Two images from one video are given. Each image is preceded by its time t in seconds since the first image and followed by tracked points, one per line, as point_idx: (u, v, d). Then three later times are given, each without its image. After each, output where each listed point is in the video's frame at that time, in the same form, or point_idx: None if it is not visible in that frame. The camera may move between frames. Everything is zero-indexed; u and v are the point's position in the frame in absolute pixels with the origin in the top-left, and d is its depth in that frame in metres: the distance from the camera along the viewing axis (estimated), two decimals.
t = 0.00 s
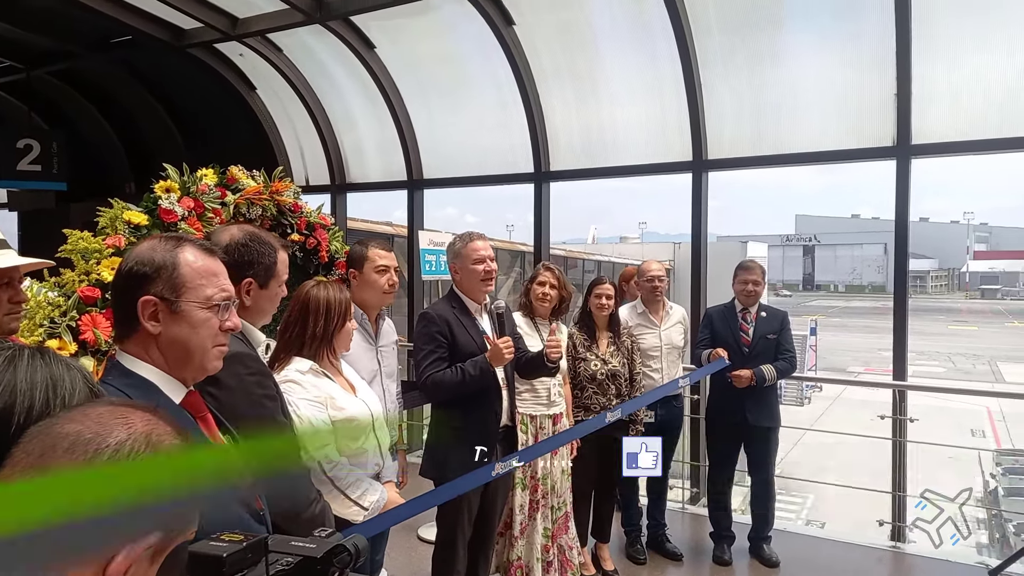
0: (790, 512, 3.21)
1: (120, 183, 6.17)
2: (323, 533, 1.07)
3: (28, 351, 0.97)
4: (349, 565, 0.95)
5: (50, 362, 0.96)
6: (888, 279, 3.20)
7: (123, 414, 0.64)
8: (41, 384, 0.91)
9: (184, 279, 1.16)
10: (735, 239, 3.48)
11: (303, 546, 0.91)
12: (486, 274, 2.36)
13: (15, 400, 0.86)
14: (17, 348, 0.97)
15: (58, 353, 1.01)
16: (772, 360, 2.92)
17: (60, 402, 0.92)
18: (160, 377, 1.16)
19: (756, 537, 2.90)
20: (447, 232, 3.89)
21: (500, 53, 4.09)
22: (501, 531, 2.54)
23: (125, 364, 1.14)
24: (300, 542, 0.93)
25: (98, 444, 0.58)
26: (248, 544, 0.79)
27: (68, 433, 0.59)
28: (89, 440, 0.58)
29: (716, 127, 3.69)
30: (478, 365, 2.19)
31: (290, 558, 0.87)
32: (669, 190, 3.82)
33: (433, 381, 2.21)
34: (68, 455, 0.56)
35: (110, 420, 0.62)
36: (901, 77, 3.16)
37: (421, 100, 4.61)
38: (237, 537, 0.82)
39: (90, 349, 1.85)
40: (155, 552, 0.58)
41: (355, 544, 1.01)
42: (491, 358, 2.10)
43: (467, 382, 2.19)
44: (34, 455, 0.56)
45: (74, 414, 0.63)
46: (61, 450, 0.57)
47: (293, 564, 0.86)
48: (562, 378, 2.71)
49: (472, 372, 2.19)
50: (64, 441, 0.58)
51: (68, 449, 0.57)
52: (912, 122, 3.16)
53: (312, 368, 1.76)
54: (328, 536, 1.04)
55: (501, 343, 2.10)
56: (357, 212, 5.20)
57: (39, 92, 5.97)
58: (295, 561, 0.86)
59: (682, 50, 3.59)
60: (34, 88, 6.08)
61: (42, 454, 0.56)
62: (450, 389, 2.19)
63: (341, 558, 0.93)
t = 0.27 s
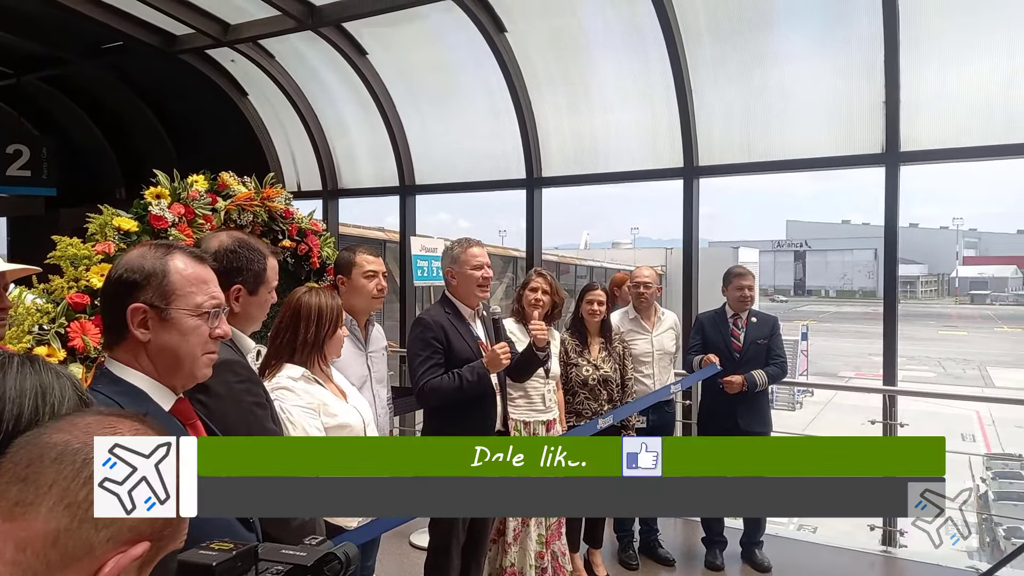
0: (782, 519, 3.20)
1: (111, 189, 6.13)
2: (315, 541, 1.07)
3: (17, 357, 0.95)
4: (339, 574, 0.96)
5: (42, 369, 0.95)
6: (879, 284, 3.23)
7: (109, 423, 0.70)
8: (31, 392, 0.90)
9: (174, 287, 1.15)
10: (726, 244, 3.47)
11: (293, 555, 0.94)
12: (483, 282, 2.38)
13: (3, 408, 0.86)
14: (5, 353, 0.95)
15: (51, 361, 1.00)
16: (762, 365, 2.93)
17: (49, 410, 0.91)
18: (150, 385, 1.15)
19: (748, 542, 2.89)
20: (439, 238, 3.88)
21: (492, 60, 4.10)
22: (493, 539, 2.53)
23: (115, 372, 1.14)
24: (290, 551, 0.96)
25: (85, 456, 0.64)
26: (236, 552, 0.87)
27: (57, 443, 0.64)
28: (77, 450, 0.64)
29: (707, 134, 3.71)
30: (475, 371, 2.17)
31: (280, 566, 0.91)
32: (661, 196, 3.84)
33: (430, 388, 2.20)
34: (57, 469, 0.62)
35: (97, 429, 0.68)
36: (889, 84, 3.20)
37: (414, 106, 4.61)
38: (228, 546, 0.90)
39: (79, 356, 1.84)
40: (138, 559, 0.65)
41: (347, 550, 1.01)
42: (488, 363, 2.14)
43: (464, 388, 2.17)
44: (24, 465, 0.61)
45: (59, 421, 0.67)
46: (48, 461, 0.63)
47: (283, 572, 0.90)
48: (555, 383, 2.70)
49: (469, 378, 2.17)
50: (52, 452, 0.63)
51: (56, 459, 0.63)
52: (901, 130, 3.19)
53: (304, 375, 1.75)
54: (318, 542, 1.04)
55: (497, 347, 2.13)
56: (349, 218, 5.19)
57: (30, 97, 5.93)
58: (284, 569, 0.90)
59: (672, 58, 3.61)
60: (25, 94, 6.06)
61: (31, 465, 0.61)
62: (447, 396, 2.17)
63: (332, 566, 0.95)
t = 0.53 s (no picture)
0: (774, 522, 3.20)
1: (100, 191, 6.07)
2: (305, 546, 1.06)
3: (5, 361, 0.94)
4: None
5: (31, 375, 0.94)
6: (869, 286, 3.25)
7: (95, 429, 0.71)
8: (18, 397, 0.90)
9: (167, 292, 1.14)
10: (719, 246, 3.50)
11: (284, 561, 0.93)
12: (480, 286, 2.38)
13: None
14: None
15: (40, 366, 0.99)
16: (754, 367, 2.94)
17: (37, 415, 0.90)
18: (138, 390, 1.14)
19: (740, 544, 2.89)
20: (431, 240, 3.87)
21: (484, 62, 4.10)
22: (485, 544, 2.52)
23: (104, 378, 1.12)
24: (280, 557, 0.95)
25: (71, 464, 0.65)
26: (225, 559, 0.87)
27: (42, 450, 0.64)
28: (63, 457, 0.65)
29: (699, 136, 3.73)
30: (473, 373, 2.18)
31: (270, 573, 0.90)
32: (652, 198, 3.85)
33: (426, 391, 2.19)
34: (42, 476, 0.62)
35: (82, 436, 0.68)
36: (879, 87, 3.21)
37: (406, 109, 4.60)
38: (218, 552, 0.89)
39: (68, 360, 1.82)
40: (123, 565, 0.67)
41: (336, 556, 1.01)
42: (486, 365, 2.14)
43: (462, 391, 2.17)
44: (8, 473, 0.62)
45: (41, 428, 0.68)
46: (33, 468, 0.63)
47: None
48: (547, 386, 2.69)
49: (467, 380, 2.18)
50: (36, 459, 0.63)
51: (40, 467, 0.63)
52: (891, 133, 3.21)
53: (294, 378, 1.73)
54: (308, 548, 1.04)
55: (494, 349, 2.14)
56: (341, 219, 5.17)
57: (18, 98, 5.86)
58: None
59: (664, 61, 3.62)
60: (13, 95, 5.99)
61: (14, 473, 0.62)
62: (444, 398, 2.17)
63: (322, 572, 0.95)
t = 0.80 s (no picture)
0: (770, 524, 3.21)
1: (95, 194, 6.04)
2: (300, 550, 1.06)
3: None
4: None
5: (17, 381, 0.95)
6: (863, 288, 3.24)
7: (88, 436, 0.71)
8: (4, 402, 0.90)
9: (168, 297, 1.14)
10: (713, 249, 3.52)
11: (279, 565, 0.92)
12: (476, 290, 2.38)
13: None
14: None
15: (27, 371, 1.00)
16: (748, 369, 2.95)
17: (24, 422, 0.91)
18: (136, 396, 1.14)
19: (735, 546, 2.90)
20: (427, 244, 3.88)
21: (480, 66, 4.11)
22: (480, 549, 2.51)
23: (100, 385, 1.11)
24: (275, 561, 0.94)
25: (64, 470, 0.65)
26: (221, 564, 0.87)
27: (34, 458, 0.64)
28: (55, 465, 0.65)
29: (694, 140, 3.74)
30: (470, 377, 2.18)
31: None
32: (647, 201, 3.86)
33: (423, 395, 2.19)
34: (35, 482, 0.63)
35: (74, 444, 0.69)
36: (871, 92, 3.24)
37: (402, 112, 4.61)
38: (213, 557, 0.89)
39: (62, 364, 1.82)
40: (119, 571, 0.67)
41: (332, 560, 1.01)
42: (482, 370, 2.15)
43: (459, 395, 2.17)
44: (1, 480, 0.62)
45: (35, 437, 0.68)
46: (25, 475, 0.63)
47: None
48: (543, 390, 2.68)
49: (464, 384, 2.18)
50: (29, 466, 0.64)
51: (33, 474, 0.63)
52: (883, 138, 3.23)
53: (286, 382, 1.74)
54: (303, 552, 1.04)
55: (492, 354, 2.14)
56: (337, 222, 5.17)
57: (14, 104, 5.80)
58: None
59: (659, 66, 3.64)
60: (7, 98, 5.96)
61: (7, 480, 0.62)
62: (441, 403, 2.16)
63: None
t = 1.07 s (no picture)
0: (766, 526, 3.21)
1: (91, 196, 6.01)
2: (293, 554, 1.06)
3: None
4: None
5: (8, 383, 0.95)
6: (859, 291, 3.25)
7: (80, 438, 0.71)
8: None
9: (164, 300, 1.13)
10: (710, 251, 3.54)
11: (272, 568, 0.92)
12: (472, 291, 2.39)
13: None
14: None
15: (18, 373, 0.99)
16: (744, 372, 2.96)
17: (13, 424, 0.91)
18: (134, 399, 1.13)
19: (732, 549, 2.90)
20: (423, 246, 3.88)
21: (477, 68, 4.11)
22: (477, 553, 2.48)
23: (96, 391, 1.11)
24: (268, 564, 0.93)
25: (58, 471, 0.65)
26: (213, 566, 0.87)
27: (27, 460, 0.64)
28: (49, 467, 0.64)
29: (690, 143, 3.75)
30: (465, 380, 2.18)
31: None
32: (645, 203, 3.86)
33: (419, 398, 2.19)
34: (28, 484, 0.62)
35: (68, 445, 0.68)
36: (867, 96, 3.25)
37: (399, 114, 4.61)
38: (205, 560, 0.89)
39: (57, 367, 1.82)
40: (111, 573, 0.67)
41: (325, 562, 1.01)
42: (478, 372, 2.14)
43: (454, 398, 2.17)
44: None
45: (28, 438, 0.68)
46: (18, 477, 0.63)
47: None
48: (540, 392, 2.70)
49: (460, 387, 2.18)
50: (23, 467, 0.63)
51: (26, 476, 0.63)
52: (880, 141, 3.24)
53: (279, 385, 1.73)
54: (296, 555, 1.04)
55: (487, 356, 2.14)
56: (334, 224, 5.16)
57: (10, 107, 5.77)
58: None
59: (655, 69, 3.64)
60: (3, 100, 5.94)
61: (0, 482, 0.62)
62: (437, 406, 2.16)
63: None
